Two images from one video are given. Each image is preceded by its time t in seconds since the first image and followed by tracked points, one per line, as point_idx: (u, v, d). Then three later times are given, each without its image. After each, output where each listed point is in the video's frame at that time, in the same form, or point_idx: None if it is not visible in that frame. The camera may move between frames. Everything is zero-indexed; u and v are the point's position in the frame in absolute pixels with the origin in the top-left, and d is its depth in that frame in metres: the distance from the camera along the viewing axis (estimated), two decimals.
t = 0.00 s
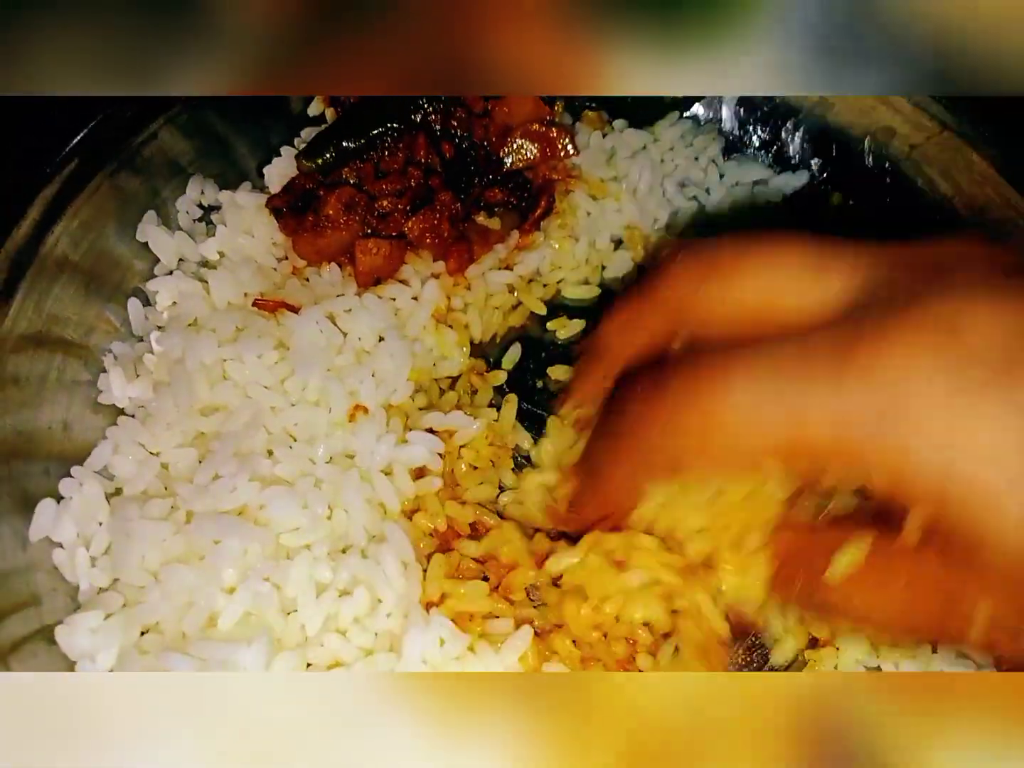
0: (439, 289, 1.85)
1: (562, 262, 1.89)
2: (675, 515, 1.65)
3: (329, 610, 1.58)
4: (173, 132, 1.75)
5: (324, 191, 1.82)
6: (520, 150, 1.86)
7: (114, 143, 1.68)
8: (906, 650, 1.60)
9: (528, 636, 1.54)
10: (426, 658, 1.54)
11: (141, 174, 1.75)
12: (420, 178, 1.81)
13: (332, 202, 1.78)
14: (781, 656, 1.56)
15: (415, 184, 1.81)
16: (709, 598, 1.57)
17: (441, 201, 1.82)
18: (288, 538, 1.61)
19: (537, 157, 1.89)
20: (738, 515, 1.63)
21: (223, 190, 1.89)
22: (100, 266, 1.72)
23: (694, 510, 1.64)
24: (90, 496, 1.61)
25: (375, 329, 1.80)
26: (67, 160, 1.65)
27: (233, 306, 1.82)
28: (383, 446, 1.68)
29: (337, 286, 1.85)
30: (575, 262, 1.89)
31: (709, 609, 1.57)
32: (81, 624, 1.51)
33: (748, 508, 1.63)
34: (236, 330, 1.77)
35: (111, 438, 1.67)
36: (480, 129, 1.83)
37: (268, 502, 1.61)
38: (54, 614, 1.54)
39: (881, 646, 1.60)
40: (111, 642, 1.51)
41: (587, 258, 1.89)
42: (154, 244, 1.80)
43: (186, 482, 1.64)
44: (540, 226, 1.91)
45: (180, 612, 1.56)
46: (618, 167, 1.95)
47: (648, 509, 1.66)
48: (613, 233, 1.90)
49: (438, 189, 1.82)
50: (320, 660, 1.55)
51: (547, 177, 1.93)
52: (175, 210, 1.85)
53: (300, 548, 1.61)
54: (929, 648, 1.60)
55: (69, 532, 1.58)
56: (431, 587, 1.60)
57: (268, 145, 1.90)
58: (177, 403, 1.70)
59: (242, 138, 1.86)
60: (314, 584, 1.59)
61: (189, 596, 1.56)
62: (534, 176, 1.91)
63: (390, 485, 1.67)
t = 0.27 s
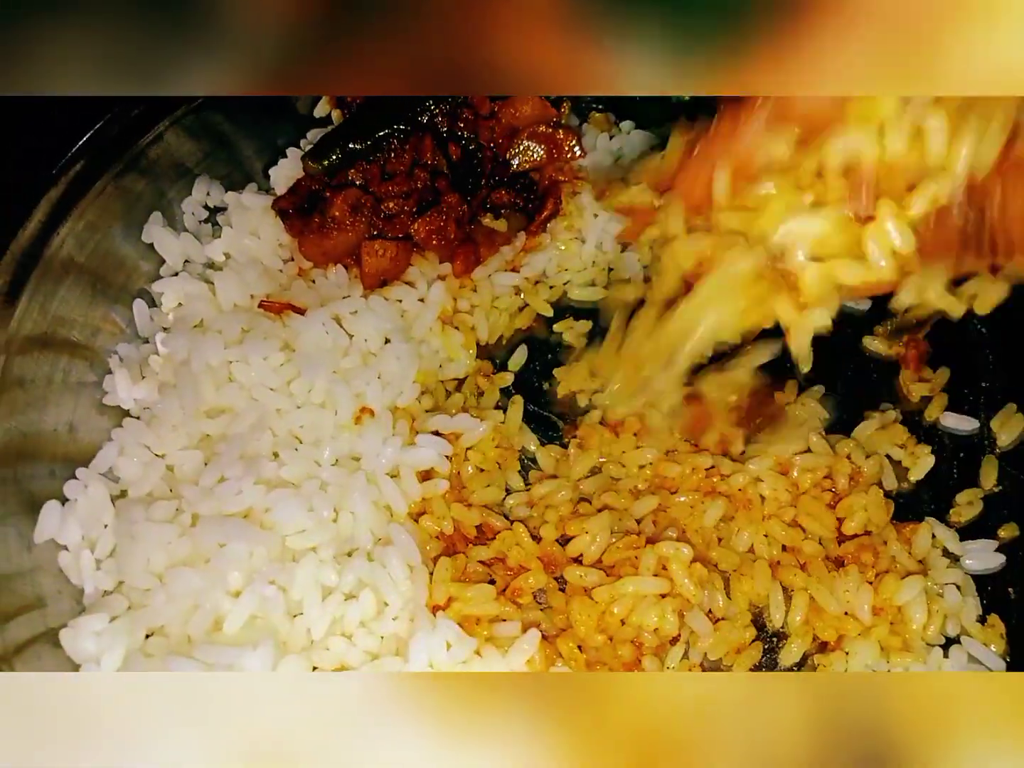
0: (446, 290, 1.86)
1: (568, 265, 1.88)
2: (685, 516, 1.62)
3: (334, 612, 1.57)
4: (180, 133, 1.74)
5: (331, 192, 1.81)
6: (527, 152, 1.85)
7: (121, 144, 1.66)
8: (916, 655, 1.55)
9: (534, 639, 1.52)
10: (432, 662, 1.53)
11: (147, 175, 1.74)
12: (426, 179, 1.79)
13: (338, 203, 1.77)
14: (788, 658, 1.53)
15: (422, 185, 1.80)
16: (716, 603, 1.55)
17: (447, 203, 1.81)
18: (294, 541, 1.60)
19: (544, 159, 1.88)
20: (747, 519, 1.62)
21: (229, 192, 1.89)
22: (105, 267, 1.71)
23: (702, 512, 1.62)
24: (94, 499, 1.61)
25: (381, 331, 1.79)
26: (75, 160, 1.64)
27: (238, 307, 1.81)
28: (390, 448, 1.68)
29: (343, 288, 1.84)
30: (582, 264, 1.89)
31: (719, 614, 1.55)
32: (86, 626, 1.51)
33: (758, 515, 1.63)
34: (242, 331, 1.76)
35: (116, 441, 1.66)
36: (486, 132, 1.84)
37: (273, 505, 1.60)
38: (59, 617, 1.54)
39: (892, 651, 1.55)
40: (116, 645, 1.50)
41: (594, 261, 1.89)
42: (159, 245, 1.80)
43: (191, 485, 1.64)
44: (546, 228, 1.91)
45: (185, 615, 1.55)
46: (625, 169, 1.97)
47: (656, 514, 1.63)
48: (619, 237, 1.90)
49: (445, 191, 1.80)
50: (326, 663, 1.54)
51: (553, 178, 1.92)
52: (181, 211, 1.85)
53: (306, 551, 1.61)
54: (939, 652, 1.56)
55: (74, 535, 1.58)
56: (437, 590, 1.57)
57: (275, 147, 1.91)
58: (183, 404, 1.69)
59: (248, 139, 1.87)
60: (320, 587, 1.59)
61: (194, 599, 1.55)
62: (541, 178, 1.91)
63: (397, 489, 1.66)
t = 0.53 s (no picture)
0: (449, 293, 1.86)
1: (571, 268, 1.89)
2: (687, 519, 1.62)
3: (337, 616, 1.58)
4: (184, 137, 1.75)
5: (335, 196, 1.81)
6: (531, 155, 1.85)
7: (126, 148, 1.67)
8: (920, 658, 1.55)
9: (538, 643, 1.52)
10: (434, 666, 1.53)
11: (151, 179, 1.75)
12: (430, 183, 1.80)
13: (342, 207, 1.77)
14: (792, 663, 1.53)
15: (425, 189, 1.80)
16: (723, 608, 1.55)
17: (451, 207, 1.81)
18: (297, 544, 1.60)
19: (547, 163, 1.88)
20: (751, 521, 1.62)
21: (234, 195, 1.90)
22: (109, 271, 1.71)
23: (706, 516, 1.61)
24: (98, 501, 1.62)
25: (385, 334, 1.79)
26: (79, 165, 1.64)
27: (243, 310, 1.82)
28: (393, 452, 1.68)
29: (347, 291, 1.85)
30: (585, 267, 1.90)
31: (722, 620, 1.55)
32: (90, 629, 1.51)
33: (762, 518, 1.62)
34: (246, 335, 1.77)
35: (121, 444, 1.67)
36: (490, 136, 1.83)
37: (277, 508, 1.61)
38: (63, 620, 1.54)
39: (895, 656, 1.54)
40: (119, 647, 1.50)
41: (597, 264, 1.90)
42: (164, 248, 1.80)
43: (195, 488, 1.64)
44: (550, 231, 1.92)
45: (189, 618, 1.55)
46: (629, 173, 1.97)
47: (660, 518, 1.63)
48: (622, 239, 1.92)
49: (448, 195, 1.81)
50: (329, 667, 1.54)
51: (557, 182, 1.93)
52: (186, 213, 1.86)
53: (309, 554, 1.62)
54: (943, 656, 1.56)
55: (78, 537, 1.58)
56: (441, 594, 1.58)
57: (281, 151, 1.92)
58: (187, 407, 1.70)
59: (253, 143, 1.87)
60: (323, 590, 1.59)
61: (197, 602, 1.55)
62: (544, 181, 1.92)
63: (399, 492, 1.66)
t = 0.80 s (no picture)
0: (443, 292, 1.86)
1: (567, 265, 1.90)
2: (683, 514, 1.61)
3: (333, 612, 1.58)
4: (179, 136, 1.75)
5: (330, 194, 1.82)
6: (525, 153, 1.86)
7: (121, 147, 1.67)
8: (915, 653, 1.56)
9: (532, 639, 1.53)
10: (430, 661, 1.54)
11: (146, 178, 1.76)
12: (424, 181, 1.80)
13: (337, 205, 1.78)
14: (786, 658, 1.54)
15: (420, 187, 1.80)
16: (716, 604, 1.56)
17: (446, 205, 1.80)
18: (293, 541, 1.61)
19: (542, 160, 1.88)
20: (749, 515, 1.61)
21: (229, 194, 1.90)
22: (104, 269, 1.72)
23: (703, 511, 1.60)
24: (94, 499, 1.62)
25: (379, 332, 1.80)
26: (74, 164, 1.64)
27: (238, 308, 1.82)
28: (388, 448, 1.69)
29: (342, 289, 1.85)
30: (580, 265, 1.90)
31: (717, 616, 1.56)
32: (87, 626, 1.52)
33: (758, 514, 1.62)
34: (241, 333, 1.77)
35: (116, 442, 1.67)
36: (485, 133, 1.83)
37: (273, 505, 1.61)
38: (59, 617, 1.54)
39: (890, 650, 1.55)
40: (115, 645, 1.51)
41: (592, 261, 1.91)
42: (159, 247, 1.80)
43: (190, 485, 1.65)
44: (545, 228, 1.92)
45: (185, 614, 1.55)
46: (623, 170, 1.97)
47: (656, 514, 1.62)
48: (618, 237, 1.93)
49: (443, 192, 1.80)
50: (326, 663, 1.55)
51: (551, 179, 1.93)
52: (181, 212, 1.86)
53: (305, 551, 1.62)
54: (938, 651, 1.57)
55: (74, 535, 1.59)
56: (436, 590, 1.57)
57: (276, 150, 1.91)
58: (183, 405, 1.70)
59: (248, 142, 1.88)
60: (319, 587, 1.59)
61: (194, 598, 1.56)
62: (539, 179, 1.92)
63: (394, 489, 1.66)
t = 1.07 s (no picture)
0: (442, 293, 1.87)
1: (564, 266, 1.91)
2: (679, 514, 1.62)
3: (331, 611, 1.58)
4: (178, 137, 1.76)
5: (328, 195, 1.82)
6: (524, 155, 1.86)
7: (120, 149, 1.68)
8: (909, 652, 1.56)
9: (528, 636, 1.54)
10: (427, 660, 1.54)
11: (146, 179, 1.77)
12: (423, 182, 1.81)
13: (336, 206, 1.78)
14: (783, 657, 1.54)
15: (418, 188, 1.81)
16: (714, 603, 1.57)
17: (445, 206, 1.81)
18: (291, 540, 1.61)
19: (540, 162, 1.89)
20: (744, 516, 1.62)
21: (228, 195, 1.90)
22: (103, 269, 1.72)
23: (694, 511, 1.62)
24: (93, 498, 1.62)
25: (378, 332, 1.81)
26: (74, 165, 1.65)
27: (237, 309, 1.83)
28: (387, 448, 1.70)
29: (340, 290, 1.86)
30: (578, 265, 1.91)
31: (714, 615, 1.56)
32: (85, 625, 1.52)
33: (753, 513, 1.63)
34: (240, 334, 1.77)
35: (115, 441, 1.68)
36: (483, 135, 1.84)
37: (271, 504, 1.61)
38: (57, 616, 1.55)
39: (885, 649, 1.56)
40: (114, 643, 1.51)
41: (590, 262, 1.91)
42: (159, 248, 1.81)
43: (189, 484, 1.65)
44: (544, 230, 1.92)
45: (183, 613, 1.56)
46: (621, 172, 1.98)
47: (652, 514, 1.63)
48: (615, 238, 1.93)
49: (441, 194, 1.82)
50: (323, 662, 1.55)
51: (549, 181, 1.94)
52: (180, 213, 1.87)
53: (303, 550, 1.62)
54: (933, 649, 1.57)
55: (72, 534, 1.59)
56: (434, 589, 1.60)
57: (275, 152, 1.92)
58: (182, 405, 1.71)
59: (247, 143, 1.89)
60: (317, 585, 1.60)
61: (192, 597, 1.56)
62: (536, 180, 1.92)
63: (390, 488, 1.67)
